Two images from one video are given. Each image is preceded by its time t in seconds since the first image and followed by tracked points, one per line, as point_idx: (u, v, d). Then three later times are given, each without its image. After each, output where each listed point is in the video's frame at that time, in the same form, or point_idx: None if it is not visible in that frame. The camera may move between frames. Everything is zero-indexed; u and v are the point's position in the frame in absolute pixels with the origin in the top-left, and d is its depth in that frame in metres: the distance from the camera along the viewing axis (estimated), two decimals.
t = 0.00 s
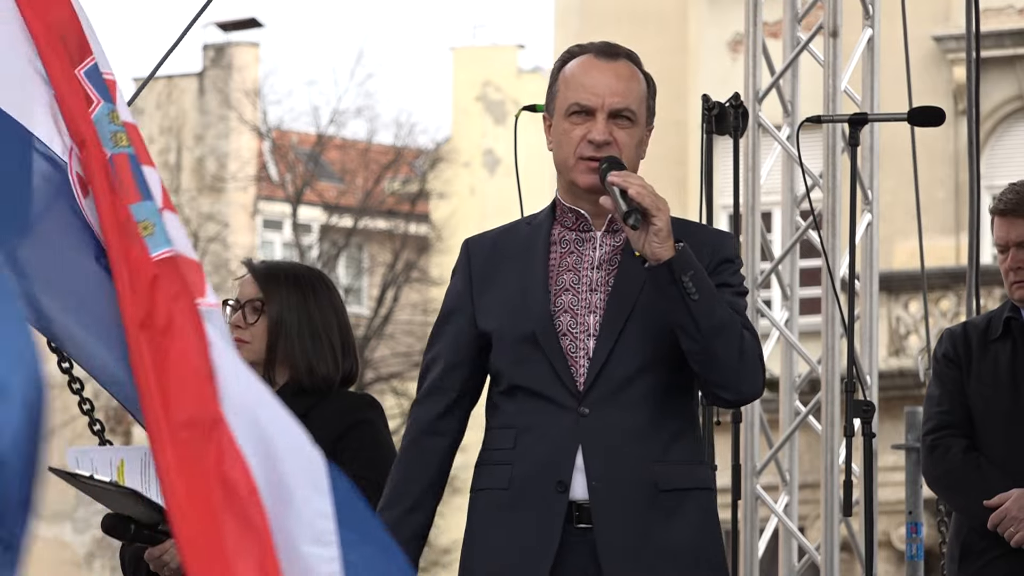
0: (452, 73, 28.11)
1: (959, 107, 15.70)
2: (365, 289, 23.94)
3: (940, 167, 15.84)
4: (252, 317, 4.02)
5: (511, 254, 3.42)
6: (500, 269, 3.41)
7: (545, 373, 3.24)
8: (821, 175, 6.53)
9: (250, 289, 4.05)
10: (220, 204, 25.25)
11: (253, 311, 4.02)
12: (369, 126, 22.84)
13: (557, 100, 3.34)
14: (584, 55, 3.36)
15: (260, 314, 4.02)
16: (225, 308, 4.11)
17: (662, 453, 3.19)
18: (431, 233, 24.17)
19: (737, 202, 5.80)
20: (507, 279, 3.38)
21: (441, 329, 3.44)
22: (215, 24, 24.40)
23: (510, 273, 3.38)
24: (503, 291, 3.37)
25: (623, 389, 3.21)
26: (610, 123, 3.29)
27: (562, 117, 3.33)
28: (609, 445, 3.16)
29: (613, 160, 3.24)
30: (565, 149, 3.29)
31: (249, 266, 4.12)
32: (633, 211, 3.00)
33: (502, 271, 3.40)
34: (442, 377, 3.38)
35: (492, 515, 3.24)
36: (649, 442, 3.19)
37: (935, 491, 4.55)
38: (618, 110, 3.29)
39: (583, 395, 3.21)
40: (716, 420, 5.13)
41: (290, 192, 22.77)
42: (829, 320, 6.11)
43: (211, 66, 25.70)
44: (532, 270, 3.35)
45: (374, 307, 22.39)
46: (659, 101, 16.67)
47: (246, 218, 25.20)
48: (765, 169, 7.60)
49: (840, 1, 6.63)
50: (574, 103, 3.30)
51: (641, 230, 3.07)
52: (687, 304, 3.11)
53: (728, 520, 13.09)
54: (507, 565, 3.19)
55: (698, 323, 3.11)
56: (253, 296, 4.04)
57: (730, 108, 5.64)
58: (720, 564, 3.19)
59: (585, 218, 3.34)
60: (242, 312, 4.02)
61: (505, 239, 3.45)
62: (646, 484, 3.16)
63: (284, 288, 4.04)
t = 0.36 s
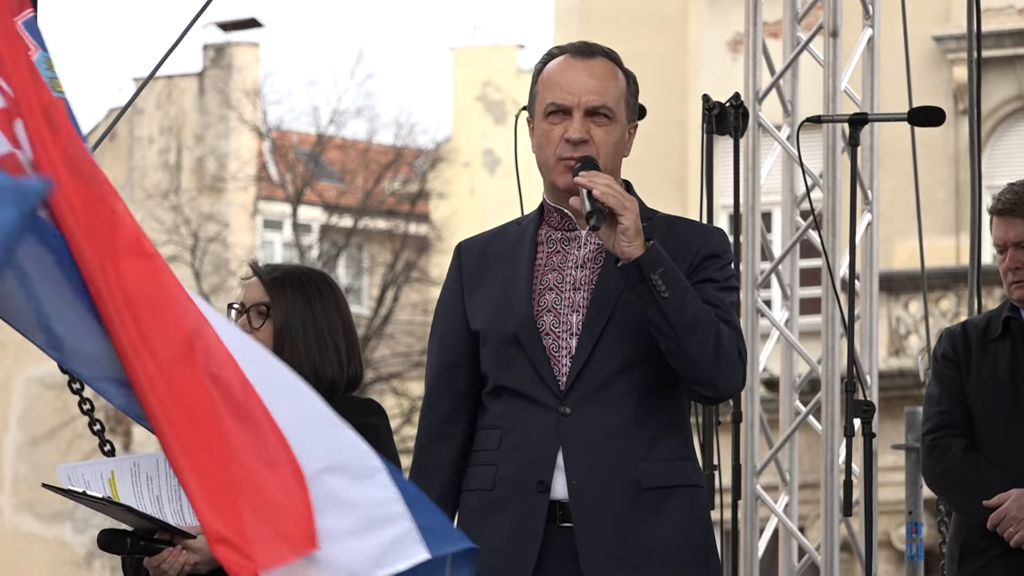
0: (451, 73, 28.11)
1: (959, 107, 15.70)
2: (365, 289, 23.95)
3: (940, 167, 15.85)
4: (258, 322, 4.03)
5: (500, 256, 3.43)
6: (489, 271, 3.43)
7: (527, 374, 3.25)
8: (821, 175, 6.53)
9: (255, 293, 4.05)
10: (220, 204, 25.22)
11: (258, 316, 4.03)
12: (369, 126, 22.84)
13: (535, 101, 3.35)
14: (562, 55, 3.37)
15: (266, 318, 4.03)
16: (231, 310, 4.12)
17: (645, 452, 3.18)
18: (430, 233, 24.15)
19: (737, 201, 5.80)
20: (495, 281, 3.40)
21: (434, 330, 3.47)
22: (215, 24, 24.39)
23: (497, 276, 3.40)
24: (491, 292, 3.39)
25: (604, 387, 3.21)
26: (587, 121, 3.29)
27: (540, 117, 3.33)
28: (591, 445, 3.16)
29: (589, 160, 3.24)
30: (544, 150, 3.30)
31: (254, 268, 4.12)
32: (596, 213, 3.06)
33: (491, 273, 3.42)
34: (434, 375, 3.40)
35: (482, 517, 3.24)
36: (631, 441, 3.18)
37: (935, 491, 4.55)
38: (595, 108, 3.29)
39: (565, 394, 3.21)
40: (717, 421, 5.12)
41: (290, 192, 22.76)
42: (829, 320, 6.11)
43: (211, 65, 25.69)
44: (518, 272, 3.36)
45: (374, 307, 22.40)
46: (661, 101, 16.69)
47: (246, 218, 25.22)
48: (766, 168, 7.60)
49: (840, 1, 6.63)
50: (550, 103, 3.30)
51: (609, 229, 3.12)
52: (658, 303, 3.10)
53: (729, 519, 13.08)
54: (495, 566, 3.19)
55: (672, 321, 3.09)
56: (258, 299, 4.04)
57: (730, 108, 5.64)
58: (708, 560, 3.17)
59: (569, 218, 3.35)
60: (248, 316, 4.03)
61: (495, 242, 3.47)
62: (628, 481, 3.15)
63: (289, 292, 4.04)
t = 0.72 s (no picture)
0: (451, 73, 28.11)
1: (959, 107, 15.69)
2: (365, 288, 23.95)
3: (940, 167, 15.86)
4: (255, 322, 4.02)
5: (503, 256, 3.44)
6: (491, 271, 3.43)
7: (526, 373, 3.25)
8: (822, 175, 6.53)
9: (254, 295, 4.04)
10: (220, 204, 25.23)
11: (256, 316, 4.02)
12: (369, 126, 22.85)
13: (545, 100, 3.36)
14: (575, 56, 3.39)
15: (264, 318, 4.02)
16: (228, 311, 4.10)
17: (642, 452, 3.18)
18: (431, 233, 24.14)
19: (737, 202, 5.79)
20: (496, 281, 3.40)
21: (438, 331, 3.48)
22: (216, 24, 24.39)
23: (499, 275, 3.41)
24: (492, 290, 3.39)
25: (601, 386, 3.21)
26: (591, 122, 3.30)
27: (547, 117, 3.33)
28: (586, 445, 3.16)
29: (592, 160, 3.25)
30: (547, 149, 3.30)
31: (254, 271, 4.11)
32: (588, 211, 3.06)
33: (493, 273, 3.43)
34: (435, 371, 3.41)
35: (479, 516, 3.23)
36: (628, 441, 3.18)
37: (935, 492, 4.55)
38: (601, 110, 3.30)
39: (562, 393, 3.21)
40: (717, 421, 5.13)
41: (290, 192, 22.74)
42: (829, 320, 6.11)
43: (210, 66, 25.75)
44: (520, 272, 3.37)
45: (374, 307, 22.42)
46: (659, 101, 16.68)
47: (247, 218, 25.10)
48: (765, 169, 7.60)
49: (840, 1, 6.63)
50: (557, 102, 3.31)
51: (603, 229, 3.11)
52: (652, 305, 3.09)
53: (728, 519, 13.07)
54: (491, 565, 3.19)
55: (666, 323, 3.09)
56: (256, 301, 4.03)
57: (730, 108, 5.64)
58: (702, 563, 3.17)
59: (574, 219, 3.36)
60: (246, 316, 4.02)
61: (498, 242, 3.48)
62: (624, 481, 3.15)
63: (286, 294, 4.04)
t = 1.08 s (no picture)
0: (451, 72, 28.13)
1: (960, 107, 15.70)
2: (365, 288, 23.94)
3: (940, 167, 15.86)
4: (252, 322, 4.02)
5: (515, 252, 3.45)
6: (503, 266, 3.44)
7: (535, 370, 3.25)
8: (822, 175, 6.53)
9: (250, 294, 4.04)
10: (220, 204, 25.23)
11: (252, 316, 4.02)
12: (369, 126, 22.86)
13: (561, 99, 3.37)
14: (593, 55, 3.39)
15: (260, 318, 4.02)
16: (225, 311, 4.10)
17: (647, 453, 3.18)
18: (431, 233, 24.14)
19: (737, 202, 5.79)
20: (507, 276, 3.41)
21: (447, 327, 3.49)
22: (215, 24, 24.41)
23: (510, 271, 3.41)
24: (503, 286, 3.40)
25: (609, 385, 3.21)
26: (606, 121, 3.30)
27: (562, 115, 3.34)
28: (592, 446, 3.16)
29: (605, 160, 3.25)
30: (561, 147, 3.30)
31: (250, 270, 4.11)
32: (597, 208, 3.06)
33: (504, 268, 3.43)
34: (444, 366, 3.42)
35: (482, 513, 3.24)
36: (634, 441, 3.18)
37: (934, 493, 4.55)
38: (615, 109, 3.31)
39: (570, 392, 3.21)
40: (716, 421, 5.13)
41: (290, 192, 22.71)
42: (829, 320, 6.12)
43: (210, 66, 25.81)
44: (532, 270, 3.37)
45: (374, 307, 22.43)
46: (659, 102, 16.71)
47: (246, 218, 24.89)
48: (766, 169, 7.60)
49: (840, 1, 6.62)
50: (573, 101, 3.31)
51: (612, 227, 3.11)
52: (659, 305, 3.10)
53: (727, 519, 13.06)
54: (491, 563, 3.19)
55: (673, 324, 3.10)
56: (252, 301, 4.03)
57: (730, 108, 5.64)
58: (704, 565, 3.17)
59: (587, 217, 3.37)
60: (242, 316, 4.02)
61: (511, 238, 3.49)
62: (629, 482, 3.15)
63: (283, 293, 4.03)
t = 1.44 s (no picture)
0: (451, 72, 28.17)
1: (959, 107, 15.71)
2: (365, 288, 23.94)
3: (940, 167, 15.86)
4: (249, 324, 4.02)
5: (523, 251, 3.46)
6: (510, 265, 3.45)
7: (541, 370, 3.25)
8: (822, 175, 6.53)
9: (247, 295, 4.05)
10: (220, 204, 25.24)
11: (250, 317, 4.02)
12: (369, 126, 22.86)
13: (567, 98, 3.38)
14: (598, 56, 3.40)
15: (257, 319, 4.02)
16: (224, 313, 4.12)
17: (650, 453, 3.18)
18: (431, 233, 24.15)
19: (737, 202, 5.79)
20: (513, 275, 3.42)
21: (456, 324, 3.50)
22: (216, 24, 24.42)
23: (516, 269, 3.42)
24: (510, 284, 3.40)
25: (613, 385, 3.21)
26: (611, 119, 3.30)
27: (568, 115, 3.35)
28: (595, 444, 3.16)
29: (611, 159, 3.25)
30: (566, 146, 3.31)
31: (245, 272, 4.12)
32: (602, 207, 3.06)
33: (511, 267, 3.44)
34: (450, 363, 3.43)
35: (486, 511, 3.25)
36: (638, 442, 3.18)
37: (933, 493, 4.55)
38: (621, 108, 3.31)
39: (574, 390, 3.21)
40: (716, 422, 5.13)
41: (290, 192, 22.70)
42: (829, 320, 6.11)
43: (211, 66, 25.83)
44: (538, 269, 3.38)
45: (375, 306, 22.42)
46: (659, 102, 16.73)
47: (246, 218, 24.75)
48: (765, 169, 7.60)
49: (839, 1, 6.62)
50: (579, 100, 3.31)
51: (616, 226, 3.11)
52: (663, 304, 3.10)
53: (728, 518, 13.06)
54: (492, 564, 3.20)
55: (676, 323, 3.09)
56: (249, 302, 4.04)
57: (730, 108, 5.64)
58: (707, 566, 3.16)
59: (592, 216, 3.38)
60: (239, 317, 4.03)
61: (518, 237, 3.50)
62: (630, 481, 3.14)
63: (279, 293, 4.04)
